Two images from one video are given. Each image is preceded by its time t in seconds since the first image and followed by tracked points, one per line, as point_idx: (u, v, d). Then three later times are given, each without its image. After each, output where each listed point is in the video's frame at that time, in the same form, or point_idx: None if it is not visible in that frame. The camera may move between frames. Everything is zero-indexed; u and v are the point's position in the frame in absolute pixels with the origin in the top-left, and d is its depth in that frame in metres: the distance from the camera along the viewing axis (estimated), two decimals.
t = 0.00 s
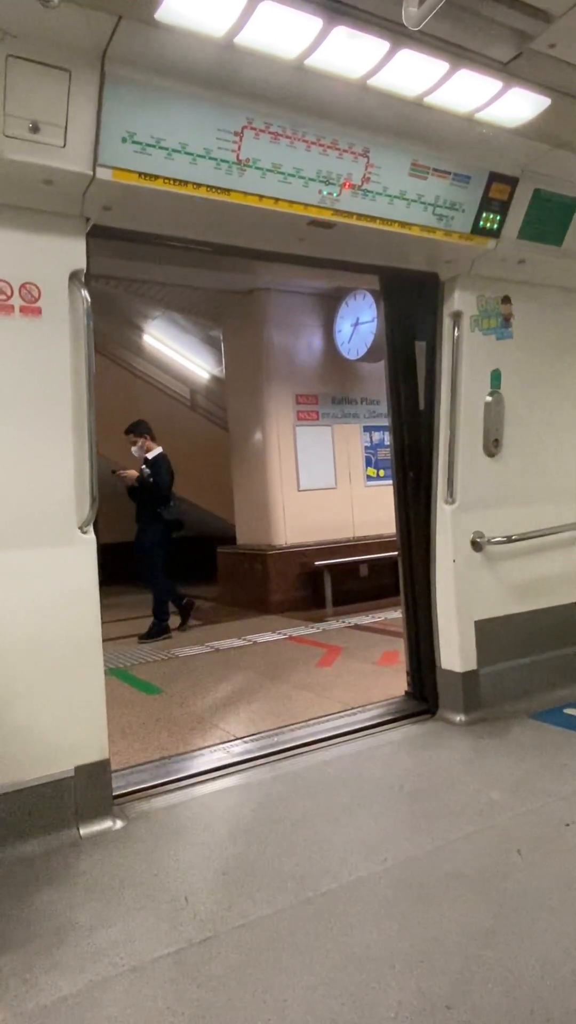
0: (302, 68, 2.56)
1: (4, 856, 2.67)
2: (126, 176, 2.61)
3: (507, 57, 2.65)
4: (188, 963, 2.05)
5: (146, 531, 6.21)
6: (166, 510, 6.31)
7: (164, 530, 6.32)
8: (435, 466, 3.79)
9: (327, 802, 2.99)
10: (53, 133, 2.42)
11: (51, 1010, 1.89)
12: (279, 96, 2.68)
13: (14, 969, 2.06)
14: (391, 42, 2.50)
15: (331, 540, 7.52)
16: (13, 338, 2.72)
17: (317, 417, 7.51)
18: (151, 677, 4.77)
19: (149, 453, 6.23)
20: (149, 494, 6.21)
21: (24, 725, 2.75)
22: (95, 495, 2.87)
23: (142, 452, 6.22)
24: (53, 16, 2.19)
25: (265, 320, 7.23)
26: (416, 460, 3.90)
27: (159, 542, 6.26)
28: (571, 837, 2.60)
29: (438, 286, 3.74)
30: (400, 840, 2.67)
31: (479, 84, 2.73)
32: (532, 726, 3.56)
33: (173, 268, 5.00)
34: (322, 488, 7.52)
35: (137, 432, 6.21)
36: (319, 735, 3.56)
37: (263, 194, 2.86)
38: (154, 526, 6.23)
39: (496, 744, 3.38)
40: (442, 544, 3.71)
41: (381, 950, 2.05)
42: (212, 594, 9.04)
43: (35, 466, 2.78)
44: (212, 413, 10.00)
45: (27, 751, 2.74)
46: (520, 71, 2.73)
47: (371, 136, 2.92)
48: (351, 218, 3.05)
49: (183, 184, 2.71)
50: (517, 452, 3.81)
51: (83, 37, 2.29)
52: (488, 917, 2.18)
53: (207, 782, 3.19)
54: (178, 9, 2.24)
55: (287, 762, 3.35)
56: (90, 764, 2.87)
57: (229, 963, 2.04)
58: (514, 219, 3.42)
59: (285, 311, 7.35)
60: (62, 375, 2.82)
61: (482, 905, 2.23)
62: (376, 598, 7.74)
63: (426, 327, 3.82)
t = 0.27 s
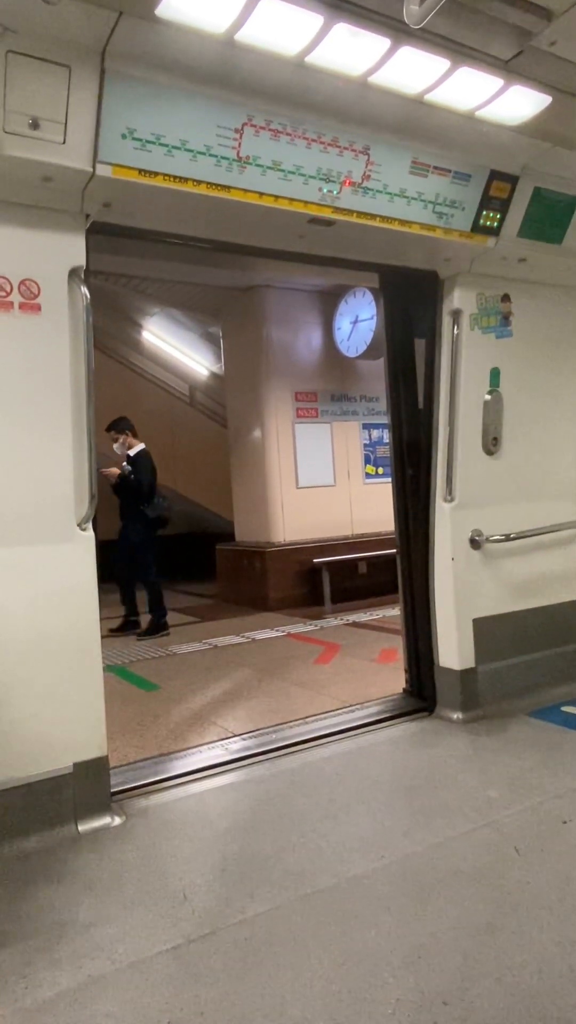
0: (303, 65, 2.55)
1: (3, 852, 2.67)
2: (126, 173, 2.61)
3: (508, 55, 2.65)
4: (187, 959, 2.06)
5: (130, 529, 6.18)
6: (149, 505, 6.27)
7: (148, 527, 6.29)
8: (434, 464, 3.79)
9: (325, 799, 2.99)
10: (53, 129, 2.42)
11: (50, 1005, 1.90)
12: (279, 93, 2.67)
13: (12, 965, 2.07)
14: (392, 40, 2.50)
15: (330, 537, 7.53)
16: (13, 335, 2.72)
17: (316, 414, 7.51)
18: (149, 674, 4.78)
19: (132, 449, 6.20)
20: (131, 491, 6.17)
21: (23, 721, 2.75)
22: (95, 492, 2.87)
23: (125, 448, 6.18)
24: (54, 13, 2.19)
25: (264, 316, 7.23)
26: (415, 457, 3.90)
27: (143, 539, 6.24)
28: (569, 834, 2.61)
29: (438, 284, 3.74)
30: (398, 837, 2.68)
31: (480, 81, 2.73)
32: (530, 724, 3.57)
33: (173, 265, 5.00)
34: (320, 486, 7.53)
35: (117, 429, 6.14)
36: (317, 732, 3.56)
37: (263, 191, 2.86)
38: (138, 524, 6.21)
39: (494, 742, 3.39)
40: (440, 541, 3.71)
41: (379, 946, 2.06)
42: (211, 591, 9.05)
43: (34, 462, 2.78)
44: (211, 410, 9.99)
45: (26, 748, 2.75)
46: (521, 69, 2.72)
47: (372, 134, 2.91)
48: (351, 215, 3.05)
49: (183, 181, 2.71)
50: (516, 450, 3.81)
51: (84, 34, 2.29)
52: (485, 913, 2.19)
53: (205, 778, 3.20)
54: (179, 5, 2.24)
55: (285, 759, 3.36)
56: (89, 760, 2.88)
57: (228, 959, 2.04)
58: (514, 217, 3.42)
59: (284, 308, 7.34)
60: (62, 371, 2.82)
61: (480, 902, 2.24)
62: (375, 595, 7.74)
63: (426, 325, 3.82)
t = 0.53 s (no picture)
0: (304, 58, 2.54)
1: (2, 845, 2.68)
2: (127, 166, 2.60)
3: (511, 49, 2.65)
4: (186, 953, 2.06)
5: (112, 529, 6.19)
6: (130, 504, 6.30)
7: (129, 525, 6.33)
8: (435, 459, 3.79)
9: (324, 794, 3.00)
10: (53, 122, 2.41)
11: (49, 998, 1.90)
12: (281, 87, 2.66)
13: (12, 958, 2.07)
14: (395, 33, 2.49)
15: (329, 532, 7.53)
16: (13, 328, 2.71)
17: (316, 409, 7.50)
18: (148, 668, 4.78)
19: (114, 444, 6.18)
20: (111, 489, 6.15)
21: (22, 714, 2.75)
22: (95, 486, 2.87)
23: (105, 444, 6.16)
24: (55, 4, 2.18)
25: (265, 311, 7.21)
26: (415, 453, 3.89)
27: (125, 538, 6.27)
28: (568, 830, 2.61)
29: (439, 279, 3.73)
30: (397, 832, 2.68)
31: (482, 76, 2.72)
32: (529, 719, 3.58)
33: (174, 259, 4.99)
34: (320, 481, 7.52)
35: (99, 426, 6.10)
36: (316, 727, 3.56)
37: (264, 185, 2.85)
38: (121, 524, 6.22)
39: (493, 737, 3.40)
40: (440, 537, 3.71)
41: (378, 941, 2.06)
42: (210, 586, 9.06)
43: (34, 456, 2.77)
44: (211, 405, 9.98)
45: (25, 741, 2.75)
46: (523, 63, 2.71)
47: (374, 128, 2.90)
48: (352, 210, 3.04)
49: (184, 175, 2.70)
50: (517, 446, 3.81)
51: (85, 26, 2.28)
52: (484, 908, 2.20)
53: (205, 773, 3.20)
54: None
55: (284, 753, 3.36)
56: (88, 754, 2.88)
57: (227, 953, 2.05)
58: (516, 212, 3.41)
59: (285, 303, 7.33)
60: (62, 365, 2.81)
61: (479, 897, 2.25)
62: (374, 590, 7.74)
63: (426, 320, 3.82)
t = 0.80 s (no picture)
0: (305, 53, 2.54)
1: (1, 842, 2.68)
2: (126, 161, 2.59)
3: (512, 45, 2.64)
4: (184, 949, 2.06)
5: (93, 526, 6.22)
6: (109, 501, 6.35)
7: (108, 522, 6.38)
8: (434, 457, 3.78)
9: (323, 791, 3.00)
10: (53, 117, 2.41)
11: (47, 995, 1.90)
12: (282, 82, 2.65)
13: (10, 955, 2.07)
14: (396, 28, 2.48)
15: (328, 529, 7.52)
16: (11, 325, 2.70)
17: (315, 406, 7.49)
18: (146, 665, 4.78)
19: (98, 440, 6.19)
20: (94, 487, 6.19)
21: (21, 712, 2.75)
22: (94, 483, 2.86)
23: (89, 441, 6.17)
24: None
25: (264, 308, 7.20)
26: (414, 450, 3.88)
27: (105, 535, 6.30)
28: (567, 827, 2.61)
29: (439, 276, 3.72)
30: (395, 829, 2.69)
31: (483, 71, 2.71)
32: (528, 717, 3.58)
33: (173, 255, 4.98)
34: (319, 478, 7.51)
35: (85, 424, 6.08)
36: (315, 724, 3.56)
37: (264, 181, 2.83)
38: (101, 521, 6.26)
39: (492, 735, 3.40)
40: (439, 535, 3.71)
41: (376, 938, 2.06)
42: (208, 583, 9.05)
43: (32, 453, 2.77)
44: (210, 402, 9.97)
45: (24, 738, 2.75)
46: (524, 59, 2.71)
47: (374, 124, 2.89)
48: (352, 206, 3.03)
49: (183, 170, 2.69)
50: (516, 444, 3.80)
51: (84, 21, 2.27)
52: (483, 905, 2.20)
53: (203, 769, 3.20)
54: None
55: (283, 751, 3.36)
56: (86, 751, 2.87)
57: (225, 951, 2.05)
58: (516, 210, 3.40)
59: (284, 300, 7.32)
60: (60, 361, 2.80)
61: (477, 895, 2.25)
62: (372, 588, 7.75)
63: (426, 318, 3.81)
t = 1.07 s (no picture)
0: (311, 53, 2.55)
1: (6, 841, 2.68)
2: (133, 162, 2.59)
3: (518, 44, 2.64)
4: (189, 949, 2.06)
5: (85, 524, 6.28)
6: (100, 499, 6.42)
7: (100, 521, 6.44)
8: (439, 459, 3.78)
9: (328, 792, 2.99)
10: (59, 118, 2.41)
11: (52, 994, 1.90)
12: (288, 83, 2.65)
13: (15, 954, 2.07)
14: (402, 28, 2.49)
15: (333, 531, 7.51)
16: (18, 326, 2.71)
17: (320, 408, 7.49)
18: (151, 666, 4.78)
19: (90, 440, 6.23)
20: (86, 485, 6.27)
21: (25, 712, 2.74)
22: (99, 482, 2.86)
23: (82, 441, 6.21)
24: None
25: (269, 309, 7.20)
26: (420, 451, 3.88)
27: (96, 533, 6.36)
28: (573, 829, 2.60)
29: (445, 277, 3.71)
30: (400, 831, 2.68)
31: (489, 72, 2.71)
32: (534, 719, 3.57)
33: (179, 257, 4.99)
34: (324, 480, 7.51)
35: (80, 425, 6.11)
36: (320, 726, 3.56)
37: (270, 182, 2.84)
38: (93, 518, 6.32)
39: (497, 736, 3.39)
40: (445, 536, 3.70)
41: (381, 939, 2.06)
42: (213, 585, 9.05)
43: (38, 453, 2.77)
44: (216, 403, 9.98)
45: (29, 738, 2.75)
46: (531, 59, 2.71)
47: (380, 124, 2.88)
48: (359, 207, 3.03)
49: (190, 171, 2.69)
50: (522, 445, 3.79)
51: (91, 21, 2.28)
52: (488, 906, 2.19)
53: (208, 770, 3.20)
54: None
55: (288, 752, 3.35)
56: (91, 751, 2.88)
57: (230, 951, 2.04)
58: (523, 210, 3.39)
59: (289, 301, 7.32)
60: (66, 362, 2.80)
61: (482, 896, 2.24)
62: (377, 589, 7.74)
63: (432, 318, 3.80)
